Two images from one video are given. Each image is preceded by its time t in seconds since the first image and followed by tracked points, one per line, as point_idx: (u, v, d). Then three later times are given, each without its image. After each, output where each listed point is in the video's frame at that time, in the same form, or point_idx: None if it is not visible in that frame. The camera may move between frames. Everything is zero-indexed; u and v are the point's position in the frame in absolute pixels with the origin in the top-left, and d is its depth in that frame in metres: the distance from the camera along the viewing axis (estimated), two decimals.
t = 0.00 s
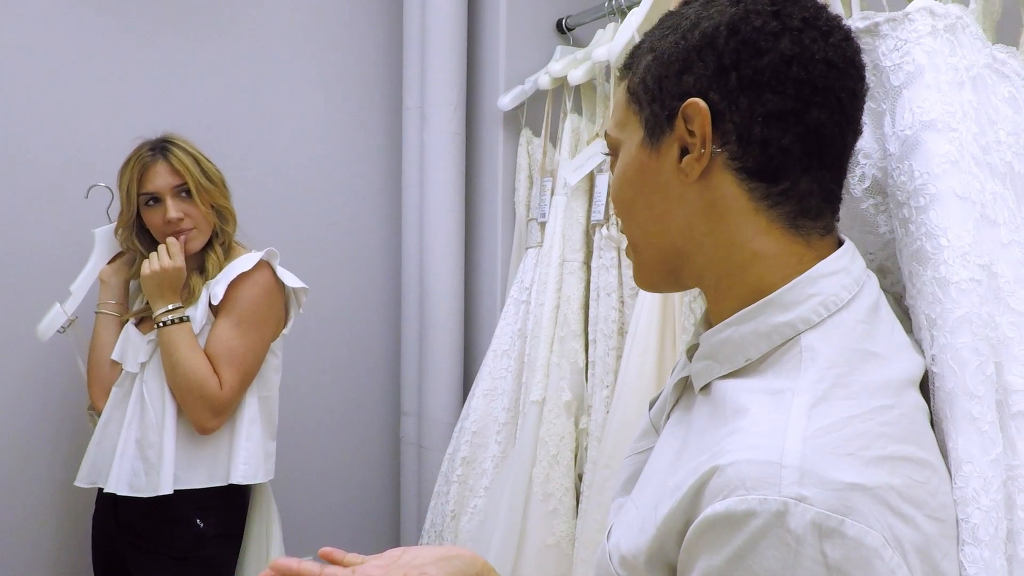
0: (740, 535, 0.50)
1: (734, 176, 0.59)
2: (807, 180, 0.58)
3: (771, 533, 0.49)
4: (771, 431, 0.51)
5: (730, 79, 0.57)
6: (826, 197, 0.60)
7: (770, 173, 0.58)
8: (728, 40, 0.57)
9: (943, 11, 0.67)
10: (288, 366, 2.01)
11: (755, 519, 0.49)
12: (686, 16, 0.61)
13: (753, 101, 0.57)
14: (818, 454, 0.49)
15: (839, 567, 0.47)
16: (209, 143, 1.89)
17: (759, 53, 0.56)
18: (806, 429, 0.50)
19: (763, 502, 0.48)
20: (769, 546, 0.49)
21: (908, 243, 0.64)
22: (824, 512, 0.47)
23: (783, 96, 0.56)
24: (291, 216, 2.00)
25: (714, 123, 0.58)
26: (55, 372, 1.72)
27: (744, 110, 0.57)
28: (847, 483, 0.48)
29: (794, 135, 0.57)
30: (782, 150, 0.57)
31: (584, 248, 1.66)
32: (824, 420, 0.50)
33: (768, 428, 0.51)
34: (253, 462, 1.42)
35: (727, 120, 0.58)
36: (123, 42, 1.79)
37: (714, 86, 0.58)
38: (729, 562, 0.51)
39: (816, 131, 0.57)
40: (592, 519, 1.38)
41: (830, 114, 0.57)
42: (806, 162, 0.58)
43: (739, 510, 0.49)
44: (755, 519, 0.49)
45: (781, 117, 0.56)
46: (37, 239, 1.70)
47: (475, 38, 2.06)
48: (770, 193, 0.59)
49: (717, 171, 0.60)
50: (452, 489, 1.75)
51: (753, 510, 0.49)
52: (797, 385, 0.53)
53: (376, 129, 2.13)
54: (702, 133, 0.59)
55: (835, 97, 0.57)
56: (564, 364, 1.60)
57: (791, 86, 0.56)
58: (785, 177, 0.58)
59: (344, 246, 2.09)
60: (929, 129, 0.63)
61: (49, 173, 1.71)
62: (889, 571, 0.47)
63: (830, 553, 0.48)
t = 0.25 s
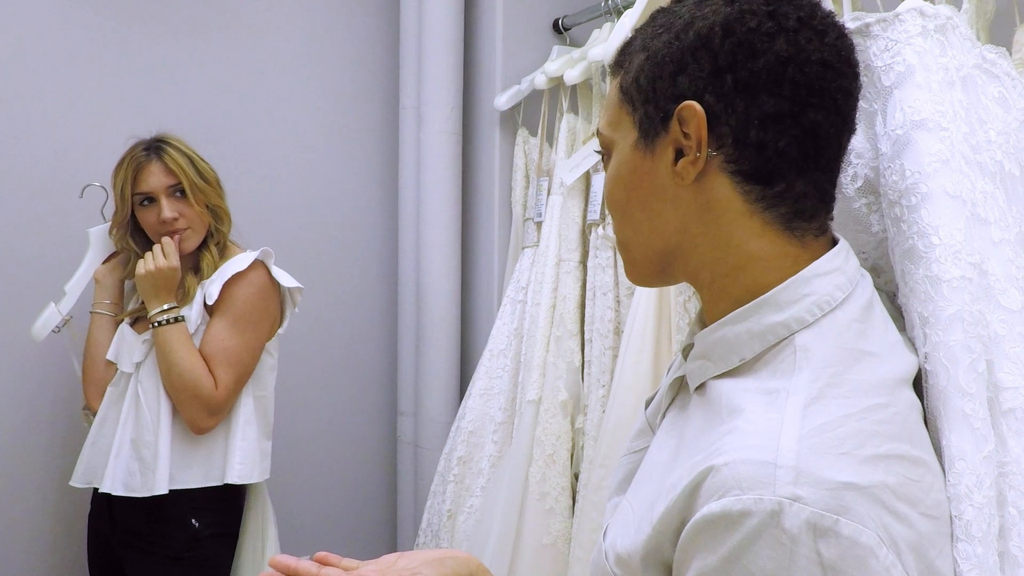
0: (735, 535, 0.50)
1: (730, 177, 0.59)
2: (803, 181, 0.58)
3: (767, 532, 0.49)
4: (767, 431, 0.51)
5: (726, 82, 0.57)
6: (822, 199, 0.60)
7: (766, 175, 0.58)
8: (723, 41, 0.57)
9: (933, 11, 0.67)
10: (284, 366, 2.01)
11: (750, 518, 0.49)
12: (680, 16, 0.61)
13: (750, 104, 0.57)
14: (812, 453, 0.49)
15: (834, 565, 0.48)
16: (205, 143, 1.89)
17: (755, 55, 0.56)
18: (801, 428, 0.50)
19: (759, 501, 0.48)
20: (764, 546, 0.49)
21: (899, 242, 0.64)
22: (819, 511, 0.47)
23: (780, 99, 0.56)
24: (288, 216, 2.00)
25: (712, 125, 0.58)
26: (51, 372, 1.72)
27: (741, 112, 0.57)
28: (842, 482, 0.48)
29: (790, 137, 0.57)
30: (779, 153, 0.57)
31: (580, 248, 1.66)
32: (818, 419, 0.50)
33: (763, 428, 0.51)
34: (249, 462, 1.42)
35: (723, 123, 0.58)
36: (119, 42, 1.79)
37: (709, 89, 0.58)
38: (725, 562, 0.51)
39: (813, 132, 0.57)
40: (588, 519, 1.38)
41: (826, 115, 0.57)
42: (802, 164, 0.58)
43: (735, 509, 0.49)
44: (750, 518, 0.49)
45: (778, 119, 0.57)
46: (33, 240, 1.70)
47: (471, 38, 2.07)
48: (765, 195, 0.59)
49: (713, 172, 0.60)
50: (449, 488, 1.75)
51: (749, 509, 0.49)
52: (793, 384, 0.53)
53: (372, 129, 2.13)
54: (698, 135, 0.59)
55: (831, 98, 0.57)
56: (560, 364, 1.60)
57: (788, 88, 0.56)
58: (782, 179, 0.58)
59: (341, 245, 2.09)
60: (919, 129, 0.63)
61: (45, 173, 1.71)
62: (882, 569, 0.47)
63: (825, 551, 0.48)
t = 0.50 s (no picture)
0: (733, 535, 0.50)
1: (728, 178, 0.59)
2: (800, 182, 0.58)
3: (763, 532, 0.49)
4: (765, 431, 0.51)
5: (723, 82, 0.57)
6: (818, 199, 0.60)
7: (763, 175, 0.58)
8: (721, 42, 0.57)
9: (930, 13, 0.67)
10: (283, 365, 2.01)
11: (748, 518, 0.49)
12: (678, 17, 0.61)
13: (747, 104, 0.57)
14: (810, 453, 0.49)
15: (831, 565, 0.48)
16: (203, 143, 1.89)
17: (753, 55, 0.56)
18: (799, 428, 0.50)
19: (756, 501, 0.49)
20: (761, 546, 0.49)
21: (897, 243, 0.64)
22: (816, 511, 0.48)
23: (777, 99, 0.56)
24: (286, 216, 2.00)
25: (708, 126, 0.58)
26: (49, 372, 1.72)
27: (738, 113, 0.57)
28: (839, 483, 0.48)
29: (788, 138, 0.57)
30: (775, 153, 0.57)
31: (579, 248, 1.66)
32: (816, 419, 0.50)
33: (761, 429, 0.51)
34: (246, 461, 1.42)
35: (720, 123, 0.58)
36: (117, 42, 1.78)
37: (707, 89, 0.58)
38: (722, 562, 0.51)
39: (809, 133, 0.57)
40: (586, 518, 1.38)
41: (823, 116, 0.57)
42: (799, 165, 0.58)
43: (732, 509, 0.50)
44: (747, 518, 0.49)
45: (774, 119, 0.57)
46: (31, 239, 1.70)
47: (470, 38, 2.07)
48: (762, 196, 0.59)
49: (711, 172, 0.60)
50: (447, 488, 1.76)
51: (746, 509, 0.49)
52: (790, 384, 0.53)
53: (371, 129, 2.13)
54: (696, 136, 0.59)
55: (828, 99, 0.57)
56: (559, 363, 1.60)
57: (785, 89, 0.56)
58: (777, 179, 0.58)
59: (339, 245, 2.09)
60: (917, 130, 0.63)
61: (43, 173, 1.71)
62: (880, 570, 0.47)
63: (822, 552, 0.48)
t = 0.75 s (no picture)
0: (729, 535, 0.50)
1: (716, 179, 0.60)
2: (789, 181, 0.59)
3: (758, 534, 0.49)
4: (761, 432, 0.51)
5: (710, 83, 0.58)
6: (810, 199, 0.60)
7: (751, 175, 0.58)
8: (707, 43, 0.57)
9: (924, 13, 0.67)
10: (281, 365, 2.01)
11: (744, 518, 0.49)
12: (666, 20, 0.62)
13: (734, 104, 0.57)
14: (807, 453, 0.49)
15: (826, 566, 0.48)
16: (201, 143, 1.89)
17: (739, 56, 0.57)
18: (795, 429, 0.50)
19: (750, 502, 0.49)
20: (756, 546, 0.50)
21: (891, 243, 0.64)
22: (811, 511, 0.48)
23: (763, 99, 0.56)
24: (285, 216, 2.00)
25: (695, 127, 0.59)
26: (48, 372, 1.72)
27: (725, 113, 0.57)
28: (835, 483, 0.48)
29: (775, 138, 0.57)
30: (763, 152, 0.58)
31: (578, 248, 1.66)
32: (812, 419, 0.51)
33: (758, 429, 0.51)
34: (244, 462, 1.43)
35: (707, 124, 0.58)
36: (116, 42, 1.79)
37: (694, 90, 0.58)
38: (718, 562, 0.51)
39: (797, 133, 0.58)
40: (584, 518, 1.39)
41: (810, 115, 0.57)
42: (788, 164, 0.58)
43: (727, 510, 0.50)
44: (742, 518, 0.49)
45: (762, 119, 0.57)
46: (30, 239, 1.70)
47: (469, 38, 2.07)
48: (751, 196, 0.59)
49: (700, 173, 0.60)
50: (446, 488, 1.76)
51: (741, 510, 0.49)
52: (787, 385, 0.54)
53: (370, 129, 2.14)
54: (683, 138, 0.60)
55: (815, 98, 0.57)
56: (557, 363, 1.60)
57: (771, 88, 0.56)
58: (766, 178, 0.58)
59: (338, 245, 2.09)
60: (911, 130, 0.64)
61: (41, 173, 1.71)
62: (874, 569, 0.48)
63: (817, 552, 0.48)
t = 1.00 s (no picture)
0: (728, 532, 0.51)
1: (710, 180, 0.60)
2: (783, 181, 0.59)
3: (757, 531, 0.49)
4: (759, 431, 0.51)
5: (701, 86, 0.58)
6: (804, 199, 0.61)
7: (744, 176, 0.59)
8: (697, 47, 0.58)
9: (917, 17, 0.68)
10: (280, 365, 2.01)
11: (742, 515, 0.49)
12: (656, 24, 0.62)
13: (725, 107, 0.57)
14: (805, 451, 0.49)
15: (824, 561, 0.48)
16: (200, 143, 1.89)
17: (728, 59, 0.57)
18: (792, 428, 0.50)
19: (750, 499, 0.49)
20: (755, 543, 0.50)
21: (885, 244, 0.65)
22: (809, 508, 0.48)
23: (754, 101, 0.57)
24: (283, 216, 2.00)
25: (688, 130, 0.59)
26: (47, 372, 1.72)
27: (717, 116, 0.58)
28: (832, 481, 0.48)
29: (767, 139, 0.58)
30: (756, 154, 0.58)
31: (575, 248, 1.67)
32: (809, 417, 0.51)
33: (755, 428, 0.52)
34: (241, 461, 1.43)
35: (700, 126, 0.59)
36: (114, 42, 1.78)
37: (685, 94, 0.59)
38: (717, 559, 0.52)
39: (788, 133, 0.58)
40: (582, 518, 1.39)
41: (801, 115, 0.58)
42: (780, 165, 0.59)
43: (727, 507, 0.50)
44: (741, 516, 0.50)
45: (753, 121, 0.57)
46: (28, 240, 1.70)
47: (467, 39, 2.07)
48: (745, 196, 0.59)
49: (694, 175, 0.61)
50: (444, 487, 1.76)
51: (741, 507, 0.49)
52: (784, 384, 0.54)
53: (368, 129, 2.14)
54: (676, 141, 0.60)
55: (806, 98, 0.58)
56: (555, 363, 1.61)
57: (762, 90, 0.57)
58: (759, 179, 0.59)
59: (336, 245, 2.09)
60: (905, 132, 0.64)
61: (40, 173, 1.71)
62: (872, 566, 0.48)
63: (816, 548, 0.48)
